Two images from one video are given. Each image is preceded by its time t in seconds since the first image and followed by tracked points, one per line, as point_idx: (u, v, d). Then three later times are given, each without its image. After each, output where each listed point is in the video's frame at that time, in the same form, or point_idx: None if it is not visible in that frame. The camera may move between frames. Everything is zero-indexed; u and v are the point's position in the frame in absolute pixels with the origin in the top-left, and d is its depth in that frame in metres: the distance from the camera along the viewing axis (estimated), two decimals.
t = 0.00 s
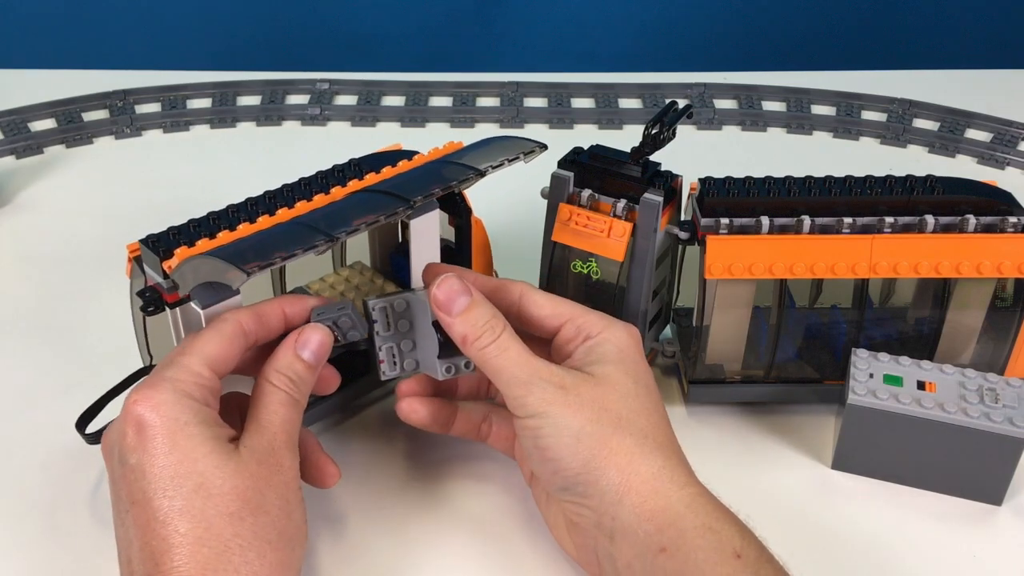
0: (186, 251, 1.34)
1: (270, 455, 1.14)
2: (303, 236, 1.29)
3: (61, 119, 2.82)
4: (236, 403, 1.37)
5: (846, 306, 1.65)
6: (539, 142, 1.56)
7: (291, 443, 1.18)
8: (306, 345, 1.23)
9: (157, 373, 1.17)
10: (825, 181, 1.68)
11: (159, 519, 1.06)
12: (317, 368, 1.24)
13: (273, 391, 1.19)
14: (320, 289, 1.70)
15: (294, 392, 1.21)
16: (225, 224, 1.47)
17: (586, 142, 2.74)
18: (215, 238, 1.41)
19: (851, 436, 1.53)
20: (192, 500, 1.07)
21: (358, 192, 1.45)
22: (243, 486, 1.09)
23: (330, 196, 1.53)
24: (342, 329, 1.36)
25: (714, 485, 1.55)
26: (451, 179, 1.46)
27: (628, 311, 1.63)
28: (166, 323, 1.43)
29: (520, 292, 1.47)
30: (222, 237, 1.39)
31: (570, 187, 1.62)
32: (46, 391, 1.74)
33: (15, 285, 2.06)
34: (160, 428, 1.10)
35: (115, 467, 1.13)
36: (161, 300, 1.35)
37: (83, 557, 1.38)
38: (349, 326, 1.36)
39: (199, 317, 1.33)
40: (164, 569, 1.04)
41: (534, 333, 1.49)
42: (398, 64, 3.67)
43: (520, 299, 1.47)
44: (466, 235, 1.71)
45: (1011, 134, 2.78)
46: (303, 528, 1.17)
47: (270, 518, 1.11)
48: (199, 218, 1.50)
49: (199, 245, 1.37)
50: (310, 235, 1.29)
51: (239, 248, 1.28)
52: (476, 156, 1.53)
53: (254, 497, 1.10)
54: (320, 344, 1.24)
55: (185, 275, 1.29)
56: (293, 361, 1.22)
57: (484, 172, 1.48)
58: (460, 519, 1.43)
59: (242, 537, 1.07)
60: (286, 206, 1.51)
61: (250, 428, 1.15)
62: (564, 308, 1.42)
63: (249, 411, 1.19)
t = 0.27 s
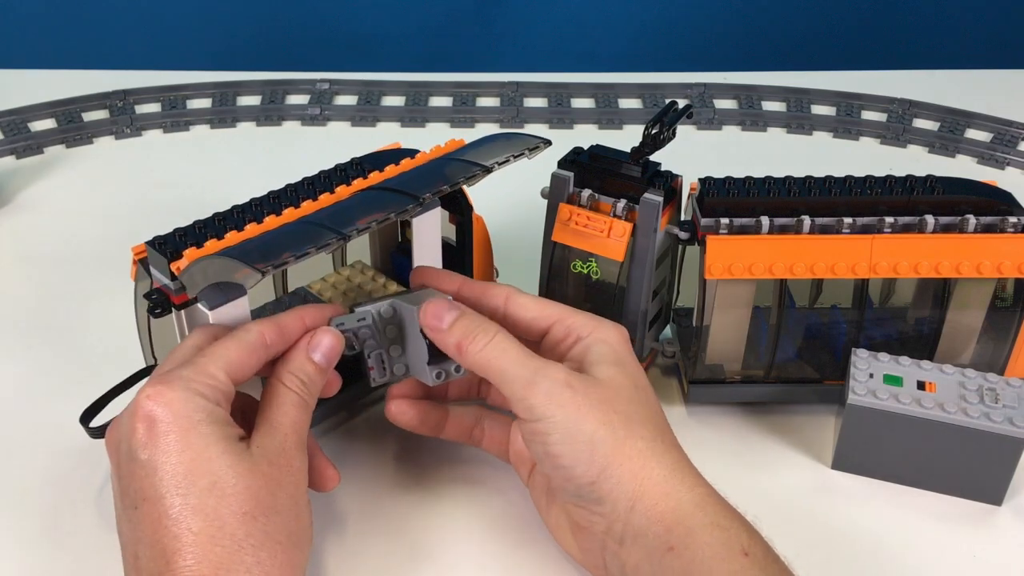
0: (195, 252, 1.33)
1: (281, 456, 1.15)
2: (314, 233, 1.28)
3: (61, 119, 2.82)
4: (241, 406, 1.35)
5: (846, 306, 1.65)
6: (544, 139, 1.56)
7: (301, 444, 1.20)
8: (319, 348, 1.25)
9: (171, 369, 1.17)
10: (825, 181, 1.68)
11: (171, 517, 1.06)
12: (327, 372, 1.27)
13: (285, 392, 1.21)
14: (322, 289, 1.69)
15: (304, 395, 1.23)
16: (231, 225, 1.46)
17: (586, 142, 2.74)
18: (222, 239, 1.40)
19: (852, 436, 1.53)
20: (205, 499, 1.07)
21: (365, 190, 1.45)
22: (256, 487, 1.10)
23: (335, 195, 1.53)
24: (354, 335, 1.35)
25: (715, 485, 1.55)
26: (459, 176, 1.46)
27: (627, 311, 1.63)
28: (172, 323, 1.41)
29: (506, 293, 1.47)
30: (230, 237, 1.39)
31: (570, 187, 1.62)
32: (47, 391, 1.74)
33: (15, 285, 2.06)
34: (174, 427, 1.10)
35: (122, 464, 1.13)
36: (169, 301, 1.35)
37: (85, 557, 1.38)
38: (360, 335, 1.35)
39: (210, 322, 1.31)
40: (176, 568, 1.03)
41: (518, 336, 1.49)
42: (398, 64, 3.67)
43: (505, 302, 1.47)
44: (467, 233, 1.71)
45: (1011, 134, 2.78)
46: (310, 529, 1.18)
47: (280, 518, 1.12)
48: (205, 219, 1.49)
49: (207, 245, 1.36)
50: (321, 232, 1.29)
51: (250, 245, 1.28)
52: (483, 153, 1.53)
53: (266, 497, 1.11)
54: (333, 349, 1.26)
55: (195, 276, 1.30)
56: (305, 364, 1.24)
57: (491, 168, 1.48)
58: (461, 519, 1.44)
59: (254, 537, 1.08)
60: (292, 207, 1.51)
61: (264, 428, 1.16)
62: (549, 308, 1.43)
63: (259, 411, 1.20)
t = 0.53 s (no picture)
0: (194, 252, 1.34)
1: (279, 456, 1.15)
2: (313, 233, 1.28)
3: (61, 119, 2.82)
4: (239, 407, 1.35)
5: (846, 306, 1.65)
6: (544, 140, 1.55)
7: (299, 444, 1.19)
8: (314, 347, 1.25)
9: (165, 370, 1.17)
10: (825, 181, 1.68)
11: (171, 517, 1.06)
12: (322, 372, 1.27)
13: (282, 392, 1.21)
14: (322, 290, 1.69)
15: (301, 394, 1.24)
16: (232, 225, 1.46)
17: (585, 142, 2.74)
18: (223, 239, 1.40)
19: (852, 436, 1.53)
20: (204, 499, 1.07)
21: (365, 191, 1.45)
22: (255, 486, 1.10)
23: (335, 195, 1.53)
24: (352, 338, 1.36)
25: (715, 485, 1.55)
26: (459, 176, 1.46)
27: (627, 312, 1.63)
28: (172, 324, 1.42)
29: (513, 292, 1.47)
30: (230, 238, 1.39)
31: (570, 187, 1.62)
32: (47, 390, 1.74)
33: (15, 285, 2.06)
34: (172, 427, 1.10)
35: (122, 463, 1.13)
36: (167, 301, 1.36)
37: (85, 557, 1.38)
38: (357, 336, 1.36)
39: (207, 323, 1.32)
40: (176, 567, 1.03)
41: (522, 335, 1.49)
42: (398, 65, 3.67)
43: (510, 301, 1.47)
44: (467, 233, 1.71)
45: (1012, 134, 2.78)
46: (310, 529, 1.18)
47: (281, 517, 1.12)
48: (207, 219, 1.49)
49: (206, 245, 1.36)
50: (320, 232, 1.28)
51: (250, 246, 1.27)
52: (483, 153, 1.53)
53: (265, 497, 1.11)
54: (328, 348, 1.26)
55: (194, 276, 1.30)
56: (301, 364, 1.24)
57: (491, 168, 1.48)
58: (460, 518, 1.44)
59: (255, 536, 1.07)
60: (293, 207, 1.51)
61: (262, 428, 1.17)
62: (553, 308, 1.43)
63: (256, 412, 1.20)
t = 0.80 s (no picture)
0: (210, 249, 1.33)
1: (302, 469, 1.16)
2: (330, 231, 1.29)
3: (61, 119, 2.82)
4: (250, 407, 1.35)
5: (846, 306, 1.65)
6: (553, 134, 1.57)
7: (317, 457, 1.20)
8: (326, 358, 1.27)
9: (204, 370, 1.17)
10: (825, 181, 1.68)
11: (193, 521, 1.06)
12: (333, 383, 1.28)
13: (296, 403, 1.22)
14: (329, 287, 1.70)
15: (314, 405, 1.24)
16: (243, 222, 1.46)
17: (585, 142, 2.74)
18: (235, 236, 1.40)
19: (851, 436, 1.53)
20: (228, 506, 1.07)
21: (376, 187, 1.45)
22: (279, 498, 1.10)
23: (344, 192, 1.53)
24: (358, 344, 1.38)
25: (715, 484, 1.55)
26: (471, 172, 1.46)
27: (627, 312, 1.63)
28: (183, 324, 1.43)
29: (522, 289, 1.48)
30: (243, 234, 1.38)
31: (570, 187, 1.62)
32: (47, 390, 1.74)
33: (14, 285, 2.06)
34: (207, 430, 1.10)
35: (150, 460, 1.12)
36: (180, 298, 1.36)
37: (85, 557, 1.38)
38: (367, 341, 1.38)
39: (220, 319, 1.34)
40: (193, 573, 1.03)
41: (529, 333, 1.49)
42: (398, 65, 3.67)
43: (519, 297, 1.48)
44: (474, 228, 1.72)
45: (1011, 134, 2.78)
46: (323, 542, 1.18)
47: (297, 531, 1.12)
48: (216, 216, 1.49)
49: (222, 242, 1.36)
50: (339, 229, 1.29)
51: (266, 243, 1.28)
52: (493, 150, 1.53)
53: (286, 509, 1.11)
54: (338, 358, 1.28)
55: (208, 273, 1.28)
56: (314, 375, 1.25)
57: (503, 163, 1.49)
58: (463, 517, 1.44)
59: (272, 548, 1.07)
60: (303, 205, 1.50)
61: (280, 438, 1.17)
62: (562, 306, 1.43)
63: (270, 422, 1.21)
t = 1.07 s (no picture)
0: (215, 253, 1.33)
1: (296, 469, 1.16)
2: (335, 229, 1.28)
3: (61, 119, 2.82)
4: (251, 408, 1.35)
5: (846, 306, 1.65)
6: (554, 132, 1.57)
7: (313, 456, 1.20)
8: (332, 360, 1.27)
9: (197, 371, 1.17)
10: (825, 181, 1.68)
11: (186, 521, 1.06)
12: (337, 385, 1.28)
13: (297, 403, 1.22)
14: (329, 288, 1.70)
15: (315, 406, 1.24)
16: (245, 225, 1.46)
17: (585, 141, 2.74)
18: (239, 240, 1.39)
19: (851, 436, 1.53)
20: (220, 506, 1.07)
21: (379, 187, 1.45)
22: (272, 497, 1.10)
23: (346, 193, 1.53)
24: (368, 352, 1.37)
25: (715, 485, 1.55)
26: (474, 170, 1.46)
27: (627, 312, 1.63)
28: (183, 326, 1.43)
29: (519, 291, 1.48)
30: (247, 237, 1.38)
31: (570, 186, 1.62)
32: (48, 390, 1.74)
33: (14, 285, 2.05)
34: (198, 431, 1.10)
35: (141, 461, 1.12)
36: (183, 302, 1.38)
37: (86, 556, 1.38)
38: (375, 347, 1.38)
39: (229, 322, 1.34)
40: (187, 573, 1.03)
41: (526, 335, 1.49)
42: (398, 65, 3.67)
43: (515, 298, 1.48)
44: (472, 227, 1.72)
45: (1012, 134, 2.78)
46: (317, 539, 1.18)
47: (291, 529, 1.12)
48: (218, 221, 1.48)
49: (226, 246, 1.36)
50: (344, 228, 1.28)
51: (271, 244, 1.27)
52: (494, 148, 1.53)
53: (280, 508, 1.11)
54: (344, 361, 1.28)
55: (215, 276, 1.29)
56: (318, 376, 1.25)
57: (505, 161, 1.48)
58: (462, 518, 1.44)
59: (266, 547, 1.07)
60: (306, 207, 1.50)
61: (276, 438, 1.17)
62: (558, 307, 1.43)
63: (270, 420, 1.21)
